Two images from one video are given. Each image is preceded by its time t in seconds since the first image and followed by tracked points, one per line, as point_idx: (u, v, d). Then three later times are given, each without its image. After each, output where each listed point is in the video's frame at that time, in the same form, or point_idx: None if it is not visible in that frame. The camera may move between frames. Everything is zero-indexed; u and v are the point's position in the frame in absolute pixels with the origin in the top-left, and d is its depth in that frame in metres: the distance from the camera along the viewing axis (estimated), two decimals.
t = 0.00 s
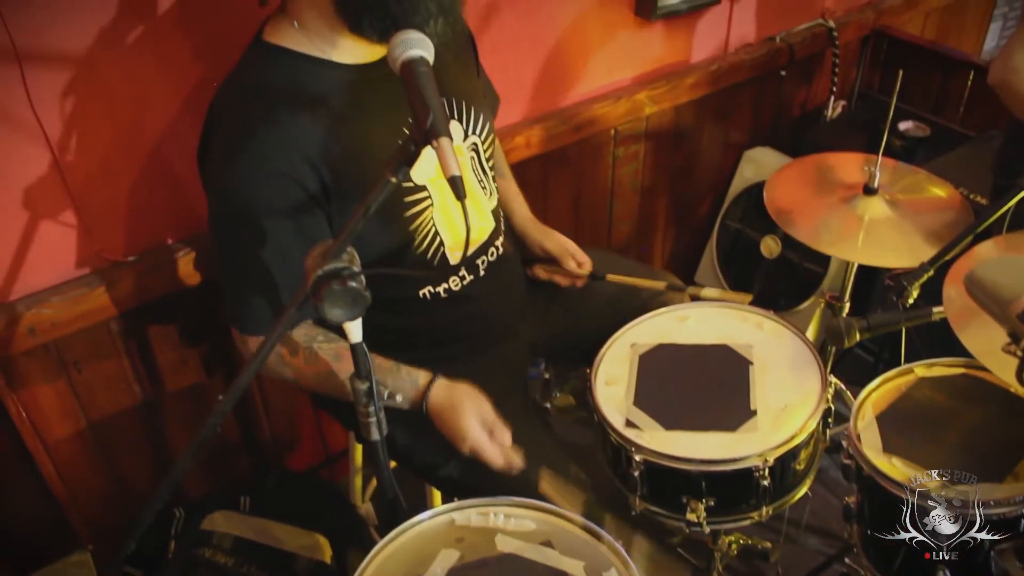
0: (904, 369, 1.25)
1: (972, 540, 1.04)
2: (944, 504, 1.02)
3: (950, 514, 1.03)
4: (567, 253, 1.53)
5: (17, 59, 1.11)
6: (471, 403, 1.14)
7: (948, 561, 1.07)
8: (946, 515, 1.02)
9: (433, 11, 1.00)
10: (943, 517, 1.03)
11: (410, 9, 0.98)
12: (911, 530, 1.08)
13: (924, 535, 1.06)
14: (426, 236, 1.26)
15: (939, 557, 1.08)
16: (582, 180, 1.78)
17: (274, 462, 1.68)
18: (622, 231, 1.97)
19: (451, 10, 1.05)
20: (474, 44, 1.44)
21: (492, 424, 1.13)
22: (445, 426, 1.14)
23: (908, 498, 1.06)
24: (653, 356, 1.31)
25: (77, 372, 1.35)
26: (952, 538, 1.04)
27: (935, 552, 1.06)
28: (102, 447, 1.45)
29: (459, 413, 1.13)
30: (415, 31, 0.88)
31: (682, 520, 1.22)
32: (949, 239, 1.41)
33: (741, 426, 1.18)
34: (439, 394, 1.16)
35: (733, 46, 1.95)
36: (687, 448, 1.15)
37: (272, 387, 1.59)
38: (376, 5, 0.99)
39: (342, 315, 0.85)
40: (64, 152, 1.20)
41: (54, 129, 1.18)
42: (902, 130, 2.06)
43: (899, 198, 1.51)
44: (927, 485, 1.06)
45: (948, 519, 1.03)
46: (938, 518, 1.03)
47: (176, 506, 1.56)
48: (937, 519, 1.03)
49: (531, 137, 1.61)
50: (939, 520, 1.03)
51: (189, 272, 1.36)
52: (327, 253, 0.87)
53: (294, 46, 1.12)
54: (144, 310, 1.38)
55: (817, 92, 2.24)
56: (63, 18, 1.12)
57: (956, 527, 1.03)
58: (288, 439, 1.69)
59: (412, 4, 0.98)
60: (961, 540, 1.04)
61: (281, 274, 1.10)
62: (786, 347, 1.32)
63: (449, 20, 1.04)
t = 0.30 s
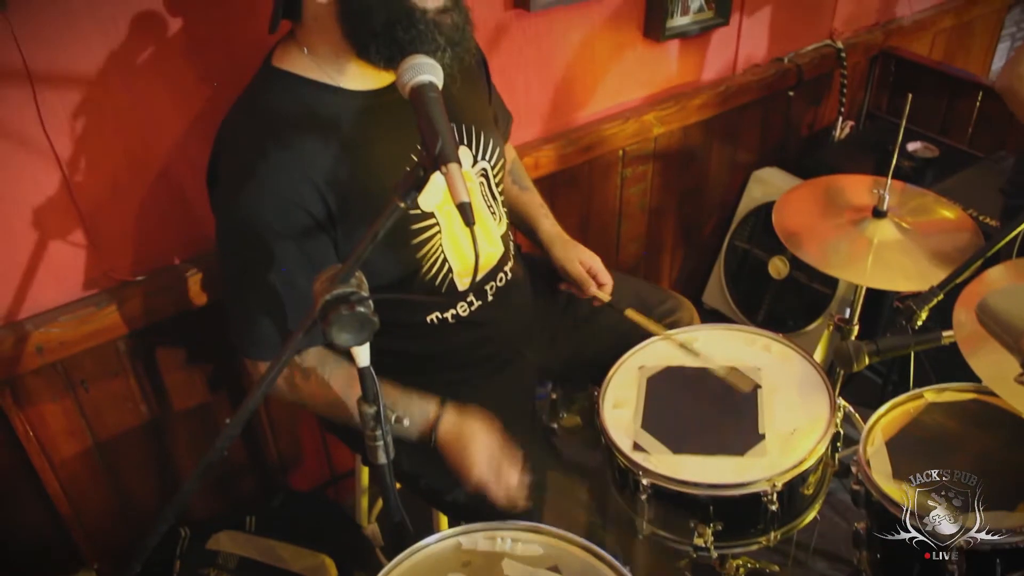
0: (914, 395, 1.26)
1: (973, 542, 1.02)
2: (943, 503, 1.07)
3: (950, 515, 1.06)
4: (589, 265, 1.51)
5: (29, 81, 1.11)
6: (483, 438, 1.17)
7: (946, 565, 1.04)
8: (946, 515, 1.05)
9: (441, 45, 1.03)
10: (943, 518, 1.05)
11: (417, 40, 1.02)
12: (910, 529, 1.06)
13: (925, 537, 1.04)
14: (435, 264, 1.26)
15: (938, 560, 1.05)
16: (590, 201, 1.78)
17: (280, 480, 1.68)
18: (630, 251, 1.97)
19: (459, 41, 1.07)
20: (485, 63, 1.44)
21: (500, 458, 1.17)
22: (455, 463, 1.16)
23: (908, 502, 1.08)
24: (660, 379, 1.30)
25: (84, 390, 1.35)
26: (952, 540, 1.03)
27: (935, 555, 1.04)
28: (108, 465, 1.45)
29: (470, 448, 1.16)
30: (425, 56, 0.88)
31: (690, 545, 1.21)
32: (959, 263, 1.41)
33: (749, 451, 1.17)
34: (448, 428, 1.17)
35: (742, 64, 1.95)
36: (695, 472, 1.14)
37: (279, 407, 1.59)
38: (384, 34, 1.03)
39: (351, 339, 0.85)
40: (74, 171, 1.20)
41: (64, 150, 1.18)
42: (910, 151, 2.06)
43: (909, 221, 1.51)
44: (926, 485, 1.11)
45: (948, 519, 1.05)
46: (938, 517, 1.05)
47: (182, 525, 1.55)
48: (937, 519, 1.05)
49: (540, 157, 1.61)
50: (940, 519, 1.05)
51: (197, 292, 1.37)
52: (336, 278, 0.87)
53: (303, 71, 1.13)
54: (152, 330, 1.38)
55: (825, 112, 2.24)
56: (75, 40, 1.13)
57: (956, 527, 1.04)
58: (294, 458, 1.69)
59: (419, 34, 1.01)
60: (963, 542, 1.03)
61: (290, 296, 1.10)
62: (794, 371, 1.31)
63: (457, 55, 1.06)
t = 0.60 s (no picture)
0: (925, 425, 1.27)
1: (973, 540, 1.08)
2: (943, 505, 1.13)
3: (949, 515, 1.12)
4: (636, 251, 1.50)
5: (40, 109, 1.12)
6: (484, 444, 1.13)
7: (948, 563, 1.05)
8: (945, 517, 1.11)
9: (454, 77, 1.12)
10: (943, 518, 1.11)
11: (432, 73, 1.11)
12: (911, 529, 1.09)
13: (927, 538, 1.08)
14: (442, 291, 1.26)
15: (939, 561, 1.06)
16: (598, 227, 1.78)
17: (286, 505, 1.67)
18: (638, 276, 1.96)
19: (473, 75, 1.15)
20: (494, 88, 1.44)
21: (509, 453, 1.13)
22: (462, 471, 1.13)
23: (909, 501, 1.14)
24: (669, 407, 1.30)
25: (92, 416, 1.35)
26: (952, 537, 1.09)
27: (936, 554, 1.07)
28: (115, 491, 1.44)
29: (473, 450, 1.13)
30: (434, 87, 0.88)
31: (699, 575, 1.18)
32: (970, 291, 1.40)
33: (758, 481, 1.17)
34: (452, 439, 1.15)
35: (750, 89, 1.95)
36: (704, 502, 1.13)
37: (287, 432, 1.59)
38: (399, 67, 1.10)
39: (359, 370, 0.85)
40: (84, 198, 1.20)
41: (75, 177, 1.18)
42: (919, 175, 2.07)
43: (917, 247, 1.50)
44: (927, 485, 1.16)
45: (947, 519, 1.11)
46: (938, 520, 1.11)
47: (187, 552, 1.55)
48: (938, 520, 1.11)
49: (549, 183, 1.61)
50: (940, 520, 1.11)
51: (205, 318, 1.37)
52: (344, 308, 0.86)
53: (316, 100, 1.15)
54: (159, 355, 1.38)
55: (833, 136, 2.25)
56: (88, 68, 1.13)
57: (957, 527, 1.10)
58: (301, 484, 1.68)
59: (433, 67, 1.11)
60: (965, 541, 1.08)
61: (297, 324, 1.10)
62: (803, 400, 1.31)
63: (470, 86, 1.14)
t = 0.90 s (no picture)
0: (932, 451, 1.29)
1: (973, 541, 1.14)
2: (944, 505, 1.19)
3: (950, 515, 1.18)
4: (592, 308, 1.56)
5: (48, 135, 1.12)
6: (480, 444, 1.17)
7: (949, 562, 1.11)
8: (945, 517, 1.17)
9: (464, 98, 1.13)
10: (943, 518, 1.17)
11: (441, 96, 1.12)
12: (913, 528, 1.14)
13: (927, 536, 1.14)
14: (450, 316, 1.26)
15: (939, 558, 1.11)
16: (604, 250, 1.78)
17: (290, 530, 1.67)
18: (643, 299, 1.96)
19: (482, 96, 1.16)
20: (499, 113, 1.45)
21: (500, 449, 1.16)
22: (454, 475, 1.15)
23: (910, 503, 1.19)
24: (675, 432, 1.30)
25: (96, 440, 1.35)
26: (952, 537, 1.14)
27: (935, 551, 1.12)
28: (119, 516, 1.44)
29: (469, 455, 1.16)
30: (440, 116, 0.88)
31: None
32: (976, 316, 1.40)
33: (765, 507, 1.16)
34: (448, 449, 1.17)
35: (754, 112, 1.96)
36: (710, 529, 1.13)
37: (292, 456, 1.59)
38: (409, 90, 1.11)
39: (363, 399, 0.85)
40: (91, 223, 1.21)
41: (81, 202, 1.19)
42: (924, 198, 2.07)
43: (923, 271, 1.50)
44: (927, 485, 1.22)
45: (947, 519, 1.17)
46: (938, 519, 1.16)
47: None
48: (938, 520, 1.17)
49: (555, 208, 1.61)
50: (939, 519, 1.16)
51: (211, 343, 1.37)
52: (349, 337, 0.86)
53: (327, 121, 1.16)
54: (165, 380, 1.38)
55: (838, 158, 2.25)
56: (97, 94, 1.14)
57: (957, 528, 1.16)
58: (305, 508, 1.68)
59: (442, 90, 1.12)
60: (963, 542, 1.14)
61: (303, 351, 1.10)
62: (810, 425, 1.30)
63: (480, 108, 1.15)
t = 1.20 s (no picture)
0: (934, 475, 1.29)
1: (973, 540, 1.19)
2: (944, 506, 1.23)
3: (950, 515, 1.22)
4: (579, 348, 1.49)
5: (50, 162, 1.13)
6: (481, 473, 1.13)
7: (948, 560, 1.15)
8: (946, 517, 1.21)
9: (460, 121, 1.16)
10: (943, 518, 1.21)
11: (438, 119, 1.15)
12: (913, 529, 1.19)
13: (927, 537, 1.18)
14: (448, 345, 1.26)
15: (939, 557, 1.16)
16: (604, 273, 1.78)
17: (291, 556, 1.66)
18: (643, 322, 1.96)
19: (478, 119, 1.20)
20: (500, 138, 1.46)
21: (501, 486, 1.11)
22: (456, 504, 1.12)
23: (911, 504, 1.24)
24: (676, 457, 1.29)
25: (96, 466, 1.34)
26: (952, 537, 1.19)
27: (935, 552, 1.16)
28: (119, 542, 1.43)
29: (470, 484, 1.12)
30: (441, 145, 0.89)
31: None
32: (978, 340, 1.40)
33: (767, 533, 1.15)
34: (448, 469, 1.15)
35: (754, 135, 1.96)
36: (712, 555, 1.12)
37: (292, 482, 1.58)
38: (407, 114, 1.13)
39: (364, 428, 0.84)
40: (92, 250, 1.21)
41: (82, 228, 1.19)
42: (923, 220, 2.06)
43: (924, 294, 1.50)
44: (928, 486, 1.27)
45: (947, 519, 1.21)
46: (938, 520, 1.21)
47: None
48: (938, 520, 1.21)
49: (555, 232, 1.61)
50: (940, 520, 1.21)
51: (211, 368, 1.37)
52: (350, 366, 0.86)
53: (322, 149, 1.16)
54: (165, 405, 1.38)
55: (838, 180, 2.26)
56: (99, 122, 1.14)
57: (957, 528, 1.20)
58: (306, 534, 1.67)
59: (440, 113, 1.15)
60: (962, 541, 1.19)
61: (302, 378, 1.10)
62: (812, 450, 1.30)
63: (476, 130, 1.19)
